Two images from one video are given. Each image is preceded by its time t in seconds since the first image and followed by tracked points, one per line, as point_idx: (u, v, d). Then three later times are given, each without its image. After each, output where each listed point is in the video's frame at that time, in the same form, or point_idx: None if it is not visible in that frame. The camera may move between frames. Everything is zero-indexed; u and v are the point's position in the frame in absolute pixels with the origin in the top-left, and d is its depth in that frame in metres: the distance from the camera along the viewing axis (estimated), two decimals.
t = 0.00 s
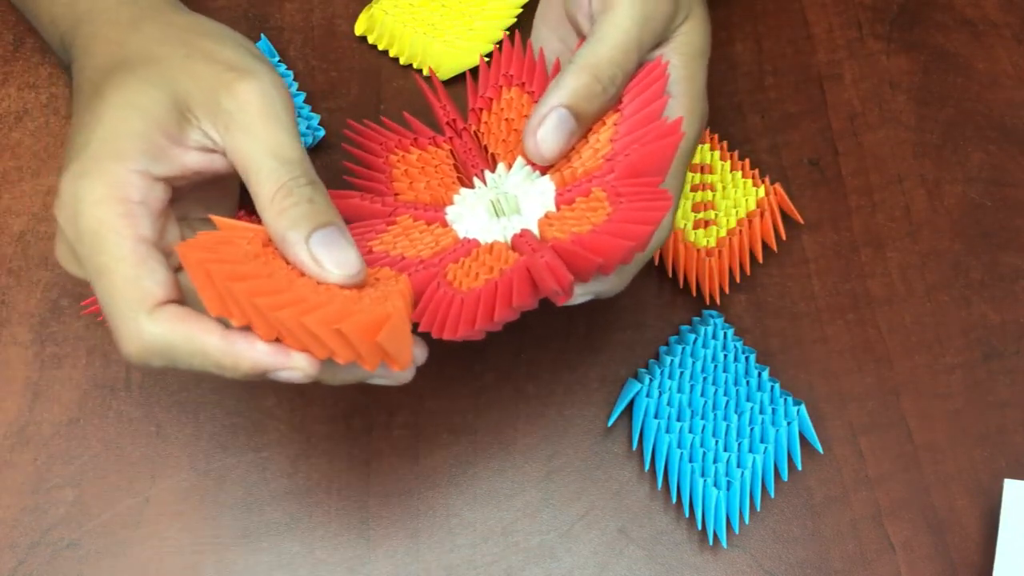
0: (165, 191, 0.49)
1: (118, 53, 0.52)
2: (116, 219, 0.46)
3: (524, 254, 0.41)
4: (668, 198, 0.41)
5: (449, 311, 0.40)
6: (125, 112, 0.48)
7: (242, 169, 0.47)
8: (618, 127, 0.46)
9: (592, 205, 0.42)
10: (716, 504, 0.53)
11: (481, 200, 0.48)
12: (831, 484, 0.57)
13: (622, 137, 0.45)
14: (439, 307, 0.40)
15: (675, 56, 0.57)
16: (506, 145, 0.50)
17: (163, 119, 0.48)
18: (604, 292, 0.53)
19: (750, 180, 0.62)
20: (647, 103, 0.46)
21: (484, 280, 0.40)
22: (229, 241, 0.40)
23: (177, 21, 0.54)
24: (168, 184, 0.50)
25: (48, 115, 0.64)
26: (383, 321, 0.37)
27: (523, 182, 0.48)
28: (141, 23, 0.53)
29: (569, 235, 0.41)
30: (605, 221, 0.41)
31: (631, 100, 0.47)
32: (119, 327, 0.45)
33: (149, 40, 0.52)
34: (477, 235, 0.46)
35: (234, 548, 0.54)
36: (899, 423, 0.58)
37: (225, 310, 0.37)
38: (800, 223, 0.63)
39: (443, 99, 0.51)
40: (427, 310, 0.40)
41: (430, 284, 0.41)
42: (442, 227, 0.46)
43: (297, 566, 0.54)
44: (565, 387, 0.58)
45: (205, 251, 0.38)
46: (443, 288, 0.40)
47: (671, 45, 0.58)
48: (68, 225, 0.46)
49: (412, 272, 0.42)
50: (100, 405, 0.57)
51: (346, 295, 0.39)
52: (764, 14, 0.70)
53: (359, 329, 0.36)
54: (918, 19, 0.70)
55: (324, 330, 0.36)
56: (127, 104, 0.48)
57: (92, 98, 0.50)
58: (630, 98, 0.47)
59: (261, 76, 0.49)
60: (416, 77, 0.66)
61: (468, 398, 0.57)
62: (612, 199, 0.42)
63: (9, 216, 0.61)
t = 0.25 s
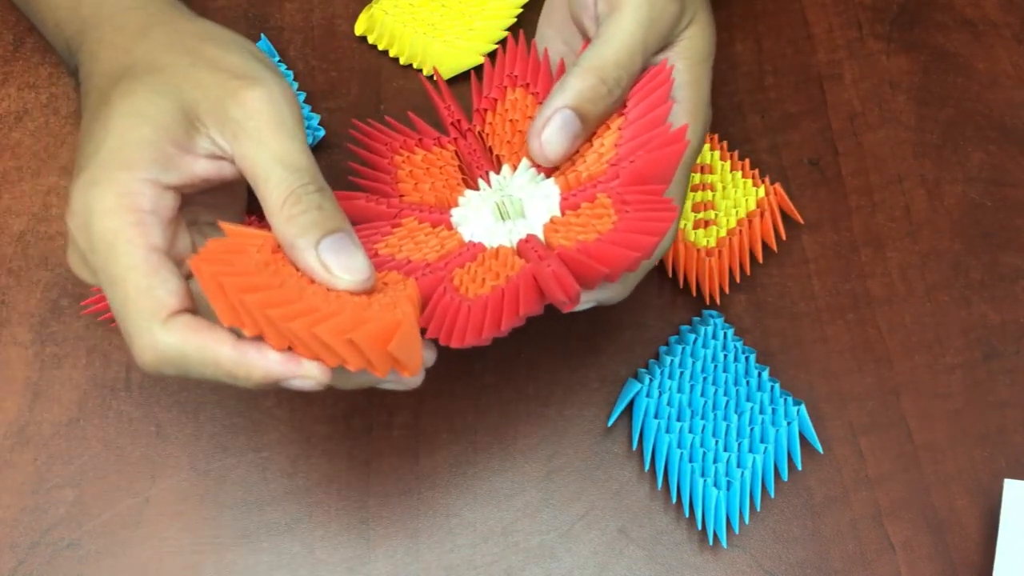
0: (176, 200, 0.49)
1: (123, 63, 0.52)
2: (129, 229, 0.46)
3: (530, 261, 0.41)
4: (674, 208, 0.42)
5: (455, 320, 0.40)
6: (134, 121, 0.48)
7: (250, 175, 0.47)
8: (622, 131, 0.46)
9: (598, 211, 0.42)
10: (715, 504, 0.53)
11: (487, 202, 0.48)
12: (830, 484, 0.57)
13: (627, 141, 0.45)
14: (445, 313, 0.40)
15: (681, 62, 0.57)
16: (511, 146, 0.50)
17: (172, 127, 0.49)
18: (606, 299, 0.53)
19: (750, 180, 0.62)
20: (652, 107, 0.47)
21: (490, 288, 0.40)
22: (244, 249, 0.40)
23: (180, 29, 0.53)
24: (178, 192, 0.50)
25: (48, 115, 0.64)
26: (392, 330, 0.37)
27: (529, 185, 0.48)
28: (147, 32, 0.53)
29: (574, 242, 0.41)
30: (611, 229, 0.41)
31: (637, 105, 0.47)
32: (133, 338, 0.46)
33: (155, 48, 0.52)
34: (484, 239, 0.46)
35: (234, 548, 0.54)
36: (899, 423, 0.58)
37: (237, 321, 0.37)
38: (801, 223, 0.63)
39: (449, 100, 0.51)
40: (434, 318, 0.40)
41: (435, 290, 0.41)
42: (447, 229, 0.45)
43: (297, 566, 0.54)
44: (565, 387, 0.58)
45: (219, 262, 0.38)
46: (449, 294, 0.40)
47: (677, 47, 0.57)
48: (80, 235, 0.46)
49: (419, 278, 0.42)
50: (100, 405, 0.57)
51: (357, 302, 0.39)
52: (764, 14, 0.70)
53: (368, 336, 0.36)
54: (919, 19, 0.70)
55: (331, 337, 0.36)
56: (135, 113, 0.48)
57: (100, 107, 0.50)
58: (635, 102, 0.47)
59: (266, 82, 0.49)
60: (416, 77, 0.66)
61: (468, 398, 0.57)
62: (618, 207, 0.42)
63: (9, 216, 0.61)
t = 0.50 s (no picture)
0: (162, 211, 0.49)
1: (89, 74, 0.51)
2: (119, 250, 0.45)
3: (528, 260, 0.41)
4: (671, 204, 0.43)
5: (457, 321, 0.40)
6: (105, 135, 0.47)
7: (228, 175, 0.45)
8: (613, 126, 0.46)
9: (594, 209, 0.42)
10: (716, 504, 0.53)
11: (476, 202, 0.48)
12: (830, 484, 0.57)
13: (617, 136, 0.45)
14: (443, 315, 0.40)
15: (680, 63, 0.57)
16: (500, 144, 0.50)
17: (142, 136, 0.47)
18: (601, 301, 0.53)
19: (750, 180, 0.62)
20: (641, 102, 0.47)
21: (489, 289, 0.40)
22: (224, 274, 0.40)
23: (141, 31, 0.52)
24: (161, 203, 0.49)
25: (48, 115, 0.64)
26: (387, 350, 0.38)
27: (519, 182, 0.48)
28: (109, 37, 0.52)
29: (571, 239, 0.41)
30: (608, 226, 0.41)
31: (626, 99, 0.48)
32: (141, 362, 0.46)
33: (118, 54, 0.50)
34: (472, 240, 0.46)
35: (234, 548, 0.54)
36: (899, 423, 0.58)
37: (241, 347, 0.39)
38: (800, 223, 0.63)
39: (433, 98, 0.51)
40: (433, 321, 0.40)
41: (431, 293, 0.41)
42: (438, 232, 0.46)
43: (297, 566, 0.54)
44: (565, 387, 0.58)
45: (209, 298, 0.39)
46: (447, 297, 0.40)
47: (678, 51, 0.57)
48: (72, 258, 0.46)
49: (411, 281, 0.42)
50: (100, 405, 0.57)
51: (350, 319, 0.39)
52: (764, 14, 0.70)
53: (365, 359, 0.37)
54: (919, 19, 0.70)
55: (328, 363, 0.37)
56: (106, 127, 0.47)
57: (71, 123, 0.49)
58: (625, 101, 0.48)
59: (230, 76, 0.47)
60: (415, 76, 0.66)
61: (467, 398, 0.57)
62: (613, 204, 0.42)
63: (9, 216, 0.61)
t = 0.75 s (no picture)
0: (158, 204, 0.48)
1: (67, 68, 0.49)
2: (119, 248, 0.45)
3: (496, 218, 0.44)
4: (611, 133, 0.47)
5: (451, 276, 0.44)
6: (91, 132, 0.46)
7: (216, 166, 0.44)
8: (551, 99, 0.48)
9: (545, 158, 0.45)
10: (716, 504, 0.53)
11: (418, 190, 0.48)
12: (830, 484, 0.57)
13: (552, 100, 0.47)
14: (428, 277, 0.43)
15: (667, 65, 0.59)
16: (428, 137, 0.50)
17: (131, 131, 0.46)
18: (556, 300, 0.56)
19: (750, 180, 0.62)
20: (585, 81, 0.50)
21: (466, 245, 0.44)
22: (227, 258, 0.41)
23: (117, 21, 0.50)
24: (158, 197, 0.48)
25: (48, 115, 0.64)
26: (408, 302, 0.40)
27: (457, 164, 0.48)
28: (85, 29, 0.50)
29: (535, 188, 0.44)
30: (565, 167, 0.44)
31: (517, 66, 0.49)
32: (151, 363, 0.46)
33: (95, 46, 0.49)
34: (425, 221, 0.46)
35: (234, 548, 0.54)
36: (899, 423, 0.58)
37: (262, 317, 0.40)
38: (800, 223, 0.63)
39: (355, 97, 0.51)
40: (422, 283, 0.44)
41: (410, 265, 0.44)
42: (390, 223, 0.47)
43: (297, 566, 0.54)
44: (565, 387, 0.58)
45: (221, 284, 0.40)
46: (424, 261, 0.43)
47: (669, 55, 0.59)
48: (71, 259, 0.46)
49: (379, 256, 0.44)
50: (100, 405, 0.57)
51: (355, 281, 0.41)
52: (764, 14, 0.70)
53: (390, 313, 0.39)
54: (919, 18, 0.70)
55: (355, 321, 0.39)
56: (91, 124, 0.46)
57: (53, 121, 0.48)
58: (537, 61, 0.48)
59: (215, 65, 0.46)
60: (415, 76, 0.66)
61: (467, 398, 0.57)
62: (564, 147, 0.45)
63: (9, 216, 0.61)
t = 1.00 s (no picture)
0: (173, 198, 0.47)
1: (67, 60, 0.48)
2: (144, 241, 0.44)
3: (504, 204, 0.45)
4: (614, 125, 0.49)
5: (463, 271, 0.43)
6: (106, 126, 0.45)
7: (241, 157, 0.45)
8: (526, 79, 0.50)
9: (548, 146, 0.46)
10: (716, 504, 0.53)
11: (405, 167, 0.49)
12: (830, 484, 0.57)
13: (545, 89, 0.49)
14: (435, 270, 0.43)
15: (666, 75, 0.59)
16: (404, 115, 0.51)
17: (147, 123, 0.46)
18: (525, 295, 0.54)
19: (750, 180, 0.62)
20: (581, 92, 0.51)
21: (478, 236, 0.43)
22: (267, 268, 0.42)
23: (115, 13, 0.49)
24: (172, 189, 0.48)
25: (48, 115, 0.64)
26: (448, 310, 0.40)
27: (443, 143, 0.50)
28: (82, 20, 0.49)
29: (541, 174, 0.46)
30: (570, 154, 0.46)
31: (495, 44, 0.51)
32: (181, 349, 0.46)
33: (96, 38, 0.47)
34: (420, 201, 0.48)
35: (235, 548, 0.54)
36: (899, 423, 0.58)
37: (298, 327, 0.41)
38: (800, 223, 0.63)
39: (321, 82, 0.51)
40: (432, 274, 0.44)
41: (418, 254, 0.44)
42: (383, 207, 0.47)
43: (297, 566, 0.54)
44: (565, 387, 0.58)
45: (264, 290, 0.41)
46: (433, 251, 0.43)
47: (667, 62, 0.59)
48: (92, 256, 0.44)
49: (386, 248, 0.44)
50: (100, 405, 0.57)
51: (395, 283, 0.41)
52: (764, 14, 0.70)
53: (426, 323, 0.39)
54: (919, 19, 0.70)
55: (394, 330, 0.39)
56: (105, 117, 0.45)
57: (59, 114, 0.46)
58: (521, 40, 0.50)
59: (228, 51, 0.45)
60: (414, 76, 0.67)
61: (467, 398, 0.57)
62: (568, 138, 0.47)
63: (9, 216, 0.61)
